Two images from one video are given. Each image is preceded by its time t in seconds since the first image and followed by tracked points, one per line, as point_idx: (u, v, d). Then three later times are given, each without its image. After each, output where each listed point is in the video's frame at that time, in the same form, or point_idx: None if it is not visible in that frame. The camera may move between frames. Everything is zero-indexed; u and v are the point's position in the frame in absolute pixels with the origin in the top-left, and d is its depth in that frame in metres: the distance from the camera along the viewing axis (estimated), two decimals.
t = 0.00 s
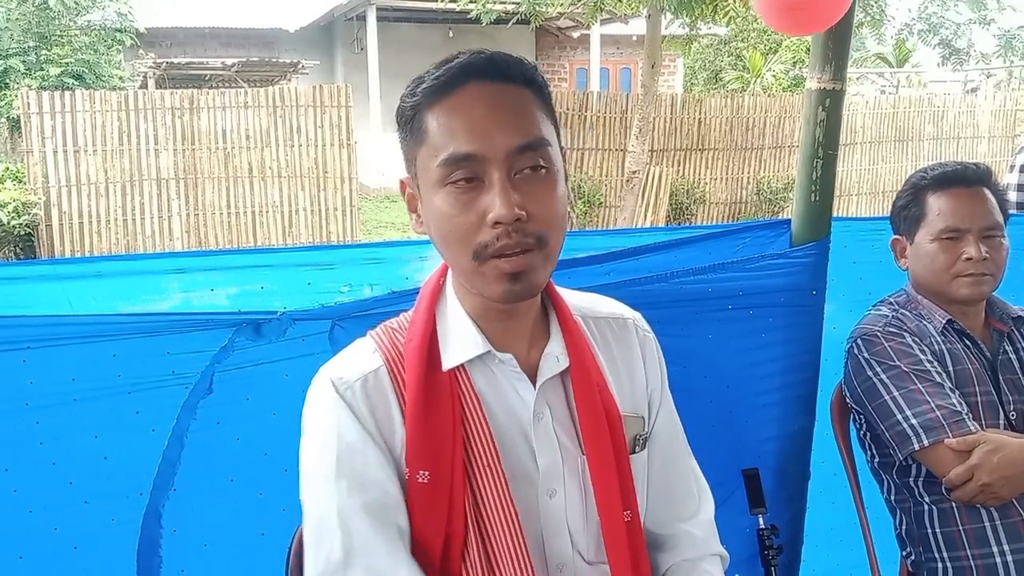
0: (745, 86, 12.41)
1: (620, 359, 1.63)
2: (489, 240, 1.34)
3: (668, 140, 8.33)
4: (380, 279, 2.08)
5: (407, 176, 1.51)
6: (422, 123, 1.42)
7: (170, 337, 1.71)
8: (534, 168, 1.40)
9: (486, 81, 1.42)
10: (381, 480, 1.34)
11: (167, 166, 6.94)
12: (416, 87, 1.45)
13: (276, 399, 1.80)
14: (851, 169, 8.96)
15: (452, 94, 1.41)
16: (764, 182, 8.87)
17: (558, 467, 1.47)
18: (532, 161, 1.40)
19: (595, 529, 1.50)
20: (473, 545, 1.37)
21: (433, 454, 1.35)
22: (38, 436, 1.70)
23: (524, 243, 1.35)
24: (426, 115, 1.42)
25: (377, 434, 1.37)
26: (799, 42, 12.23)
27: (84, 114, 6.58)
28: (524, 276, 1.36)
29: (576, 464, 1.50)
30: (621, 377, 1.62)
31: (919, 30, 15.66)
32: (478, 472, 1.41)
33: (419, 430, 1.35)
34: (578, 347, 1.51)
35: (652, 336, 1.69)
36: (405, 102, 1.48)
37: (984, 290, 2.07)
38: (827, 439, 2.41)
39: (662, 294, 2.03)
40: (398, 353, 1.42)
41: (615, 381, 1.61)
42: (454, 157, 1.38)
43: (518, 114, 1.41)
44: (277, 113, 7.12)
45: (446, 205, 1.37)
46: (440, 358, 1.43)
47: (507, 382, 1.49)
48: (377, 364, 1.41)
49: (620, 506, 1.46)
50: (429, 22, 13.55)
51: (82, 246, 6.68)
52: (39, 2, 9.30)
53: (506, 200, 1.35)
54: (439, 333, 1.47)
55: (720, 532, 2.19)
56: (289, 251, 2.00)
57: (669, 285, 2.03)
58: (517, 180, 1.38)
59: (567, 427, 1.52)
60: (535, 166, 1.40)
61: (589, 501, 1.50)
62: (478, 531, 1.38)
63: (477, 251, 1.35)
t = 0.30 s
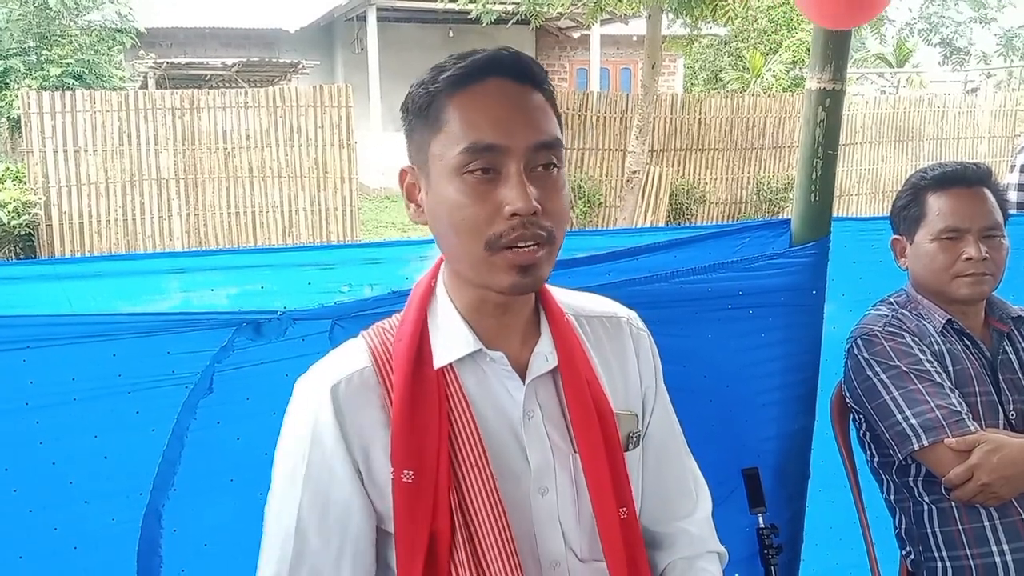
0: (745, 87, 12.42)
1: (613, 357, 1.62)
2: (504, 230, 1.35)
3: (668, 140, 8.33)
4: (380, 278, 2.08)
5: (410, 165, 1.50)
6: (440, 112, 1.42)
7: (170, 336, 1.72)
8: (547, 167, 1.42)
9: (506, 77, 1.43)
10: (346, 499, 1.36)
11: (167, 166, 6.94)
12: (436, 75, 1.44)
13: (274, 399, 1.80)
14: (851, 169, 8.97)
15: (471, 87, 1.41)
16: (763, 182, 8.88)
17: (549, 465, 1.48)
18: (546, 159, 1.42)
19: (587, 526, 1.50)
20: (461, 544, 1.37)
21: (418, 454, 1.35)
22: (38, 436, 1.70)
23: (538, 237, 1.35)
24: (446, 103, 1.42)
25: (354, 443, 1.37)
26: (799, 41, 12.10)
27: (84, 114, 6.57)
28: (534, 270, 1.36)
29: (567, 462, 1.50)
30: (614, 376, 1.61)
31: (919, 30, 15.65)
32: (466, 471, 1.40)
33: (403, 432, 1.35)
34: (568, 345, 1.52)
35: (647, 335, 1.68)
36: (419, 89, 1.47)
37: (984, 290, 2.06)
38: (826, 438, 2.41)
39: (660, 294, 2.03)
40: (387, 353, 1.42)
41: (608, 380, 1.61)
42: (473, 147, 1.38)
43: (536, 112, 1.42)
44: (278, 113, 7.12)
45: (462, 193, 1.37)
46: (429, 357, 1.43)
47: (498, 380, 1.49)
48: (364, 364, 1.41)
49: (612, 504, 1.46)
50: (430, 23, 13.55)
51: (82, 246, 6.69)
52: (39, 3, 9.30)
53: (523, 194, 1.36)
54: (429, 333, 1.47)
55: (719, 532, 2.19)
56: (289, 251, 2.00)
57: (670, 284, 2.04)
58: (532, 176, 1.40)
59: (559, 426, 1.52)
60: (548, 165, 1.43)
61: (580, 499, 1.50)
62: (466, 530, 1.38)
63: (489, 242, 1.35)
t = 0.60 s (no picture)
0: (743, 87, 12.44)
1: (613, 358, 1.63)
2: (533, 231, 1.35)
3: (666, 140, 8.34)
4: (380, 279, 2.08)
5: (436, 149, 1.48)
6: (484, 105, 1.41)
7: (169, 337, 1.71)
8: (578, 178, 1.44)
9: (552, 85, 1.45)
10: (365, 485, 1.34)
11: (165, 166, 6.93)
12: (487, 68, 1.44)
13: (273, 400, 1.80)
14: (849, 169, 8.97)
15: (518, 88, 1.42)
16: (762, 182, 8.88)
17: (551, 464, 1.48)
18: (578, 170, 1.44)
19: (587, 524, 1.51)
20: (466, 541, 1.37)
21: (425, 451, 1.35)
22: (37, 437, 1.70)
23: (563, 243, 1.36)
24: (493, 96, 1.41)
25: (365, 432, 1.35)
26: (797, 43, 12.17)
27: (82, 114, 6.57)
28: (555, 275, 1.37)
29: (568, 461, 1.51)
30: (614, 377, 1.62)
31: (917, 31, 15.66)
32: (470, 469, 1.40)
33: (411, 428, 1.35)
34: (571, 344, 1.52)
35: (646, 336, 1.69)
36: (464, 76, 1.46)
37: (982, 291, 2.07)
38: (824, 439, 2.41)
39: (658, 295, 2.03)
40: (393, 351, 1.41)
41: (608, 380, 1.61)
42: (514, 146, 1.38)
43: (575, 125, 1.44)
44: (276, 113, 7.12)
45: (496, 188, 1.36)
46: (435, 354, 1.43)
47: (500, 378, 1.49)
48: (370, 360, 1.40)
49: (614, 502, 1.46)
50: (428, 23, 13.56)
51: (80, 246, 6.68)
52: (37, 2, 9.29)
53: (557, 200, 1.37)
54: (434, 330, 1.46)
55: (718, 533, 2.19)
56: (287, 252, 1.99)
57: (669, 285, 2.04)
58: (566, 184, 1.41)
59: (561, 425, 1.52)
60: (579, 176, 1.45)
61: (582, 497, 1.50)
62: (471, 527, 1.38)
63: (515, 241, 1.35)
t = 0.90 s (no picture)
0: (742, 88, 12.43)
1: (620, 364, 1.63)
2: (575, 260, 1.35)
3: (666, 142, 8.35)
4: (379, 280, 2.08)
5: (476, 158, 1.45)
6: (537, 126, 1.39)
7: (169, 338, 1.71)
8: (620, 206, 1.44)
9: (604, 111, 1.43)
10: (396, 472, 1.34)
11: (165, 167, 6.92)
12: (543, 89, 1.42)
13: (273, 401, 1.80)
14: (849, 171, 8.96)
15: (572, 113, 1.40)
16: (761, 184, 8.88)
17: (559, 468, 1.48)
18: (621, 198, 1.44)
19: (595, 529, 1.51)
20: (477, 542, 1.38)
21: (439, 451, 1.35)
22: (36, 437, 1.69)
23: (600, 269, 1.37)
24: (546, 119, 1.39)
25: (392, 420, 1.36)
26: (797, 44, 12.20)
27: (82, 114, 6.57)
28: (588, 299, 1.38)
29: (578, 466, 1.51)
30: (620, 382, 1.61)
31: (916, 33, 15.64)
32: (483, 471, 1.40)
33: (426, 428, 1.35)
34: (583, 353, 1.52)
35: (650, 341, 1.69)
36: (517, 91, 1.43)
37: (982, 293, 2.07)
38: (823, 441, 2.42)
39: (659, 296, 2.03)
40: (406, 352, 1.41)
41: (615, 386, 1.61)
42: (564, 173, 1.37)
43: (623, 153, 1.43)
44: (276, 114, 7.13)
45: (543, 214, 1.35)
46: (448, 360, 1.42)
47: (511, 381, 1.49)
48: (383, 359, 1.40)
49: (619, 506, 1.47)
50: (428, 24, 13.58)
51: (79, 246, 6.68)
52: (37, 1, 9.29)
53: (602, 231, 1.36)
54: (448, 333, 1.46)
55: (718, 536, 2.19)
56: (287, 252, 1.99)
57: (668, 287, 2.04)
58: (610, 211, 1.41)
59: (570, 429, 1.52)
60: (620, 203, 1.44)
61: (590, 502, 1.50)
62: (483, 529, 1.39)
63: (557, 267, 1.35)
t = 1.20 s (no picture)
0: (747, 89, 12.39)
1: (628, 364, 1.63)
2: (594, 229, 1.39)
3: (671, 142, 8.34)
4: (385, 281, 2.09)
5: (480, 150, 1.49)
6: (539, 106, 1.45)
7: (174, 338, 1.71)
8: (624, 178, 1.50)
9: (600, 89, 1.51)
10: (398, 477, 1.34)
11: (170, 167, 6.93)
12: (541, 71, 1.48)
13: (278, 401, 1.80)
14: (854, 172, 8.95)
15: (573, 91, 1.46)
16: (766, 185, 8.86)
17: (565, 470, 1.48)
18: (624, 170, 1.50)
19: (600, 532, 1.50)
20: (482, 545, 1.37)
21: (447, 453, 1.35)
22: (42, 437, 1.70)
23: (616, 239, 1.42)
24: (548, 98, 1.45)
25: (399, 424, 1.36)
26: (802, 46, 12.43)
27: (87, 114, 6.59)
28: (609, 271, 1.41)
29: (584, 468, 1.51)
30: (628, 383, 1.62)
31: (922, 34, 15.60)
32: (489, 472, 1.40)
33: (434, 428, 1.35)
34: (591, 353, 1.52)
35: (659, 343, 1.69)
36: (514, 79, 1.48)
37: (988, 296, 2.06)
38: (828, 442, 2.41)
39: (664, 297, 2.03)
40: (414, 352, 1.41)
41: (623, 387, 1.61)
42: (573, 146, 1.43)
43: (619, 129, 1.50)
44: (281, 114, 7.14)
45: (558, 189, 1.40)
46: (458, 358, 1.43)
47: (521, 381, 1.50)
48: (391, 360, 1.40)
49: (626, 508, 1.46)
50: (433, 24, 13.60)
51: (85, 246, 6.69)
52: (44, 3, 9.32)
53: (615, 198, 1.42)
54: (458, 331, 1.46)
55: (723, 537, 2.18)
56: (292, 253, 1.99)
57: (673, 288, 2.04)
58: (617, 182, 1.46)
59: (577, 430, 1.52)
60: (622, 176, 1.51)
61: (596, 504, 1.50)
62: (488, 532, 1.39)
63: (578, 239, 1.38)
